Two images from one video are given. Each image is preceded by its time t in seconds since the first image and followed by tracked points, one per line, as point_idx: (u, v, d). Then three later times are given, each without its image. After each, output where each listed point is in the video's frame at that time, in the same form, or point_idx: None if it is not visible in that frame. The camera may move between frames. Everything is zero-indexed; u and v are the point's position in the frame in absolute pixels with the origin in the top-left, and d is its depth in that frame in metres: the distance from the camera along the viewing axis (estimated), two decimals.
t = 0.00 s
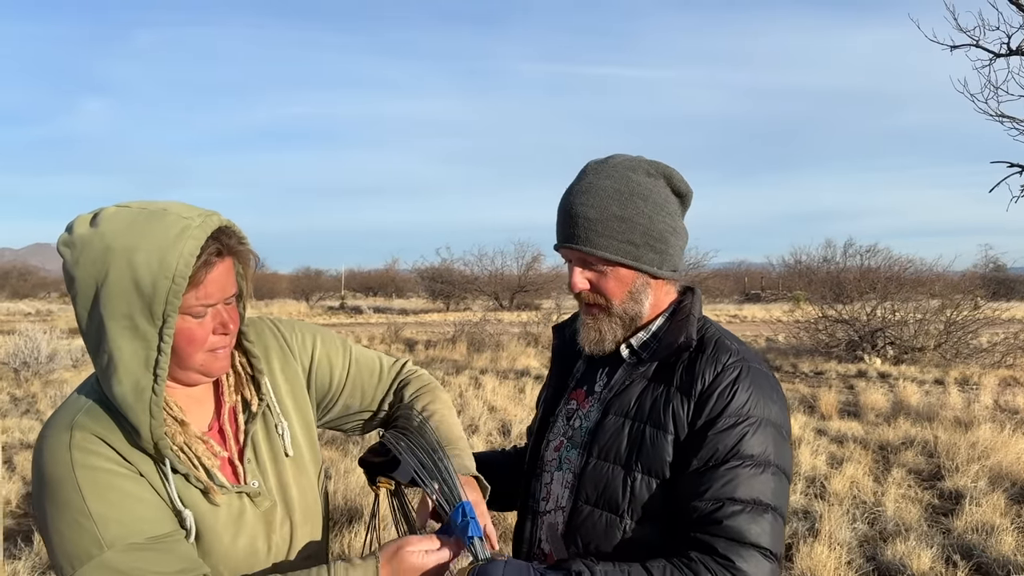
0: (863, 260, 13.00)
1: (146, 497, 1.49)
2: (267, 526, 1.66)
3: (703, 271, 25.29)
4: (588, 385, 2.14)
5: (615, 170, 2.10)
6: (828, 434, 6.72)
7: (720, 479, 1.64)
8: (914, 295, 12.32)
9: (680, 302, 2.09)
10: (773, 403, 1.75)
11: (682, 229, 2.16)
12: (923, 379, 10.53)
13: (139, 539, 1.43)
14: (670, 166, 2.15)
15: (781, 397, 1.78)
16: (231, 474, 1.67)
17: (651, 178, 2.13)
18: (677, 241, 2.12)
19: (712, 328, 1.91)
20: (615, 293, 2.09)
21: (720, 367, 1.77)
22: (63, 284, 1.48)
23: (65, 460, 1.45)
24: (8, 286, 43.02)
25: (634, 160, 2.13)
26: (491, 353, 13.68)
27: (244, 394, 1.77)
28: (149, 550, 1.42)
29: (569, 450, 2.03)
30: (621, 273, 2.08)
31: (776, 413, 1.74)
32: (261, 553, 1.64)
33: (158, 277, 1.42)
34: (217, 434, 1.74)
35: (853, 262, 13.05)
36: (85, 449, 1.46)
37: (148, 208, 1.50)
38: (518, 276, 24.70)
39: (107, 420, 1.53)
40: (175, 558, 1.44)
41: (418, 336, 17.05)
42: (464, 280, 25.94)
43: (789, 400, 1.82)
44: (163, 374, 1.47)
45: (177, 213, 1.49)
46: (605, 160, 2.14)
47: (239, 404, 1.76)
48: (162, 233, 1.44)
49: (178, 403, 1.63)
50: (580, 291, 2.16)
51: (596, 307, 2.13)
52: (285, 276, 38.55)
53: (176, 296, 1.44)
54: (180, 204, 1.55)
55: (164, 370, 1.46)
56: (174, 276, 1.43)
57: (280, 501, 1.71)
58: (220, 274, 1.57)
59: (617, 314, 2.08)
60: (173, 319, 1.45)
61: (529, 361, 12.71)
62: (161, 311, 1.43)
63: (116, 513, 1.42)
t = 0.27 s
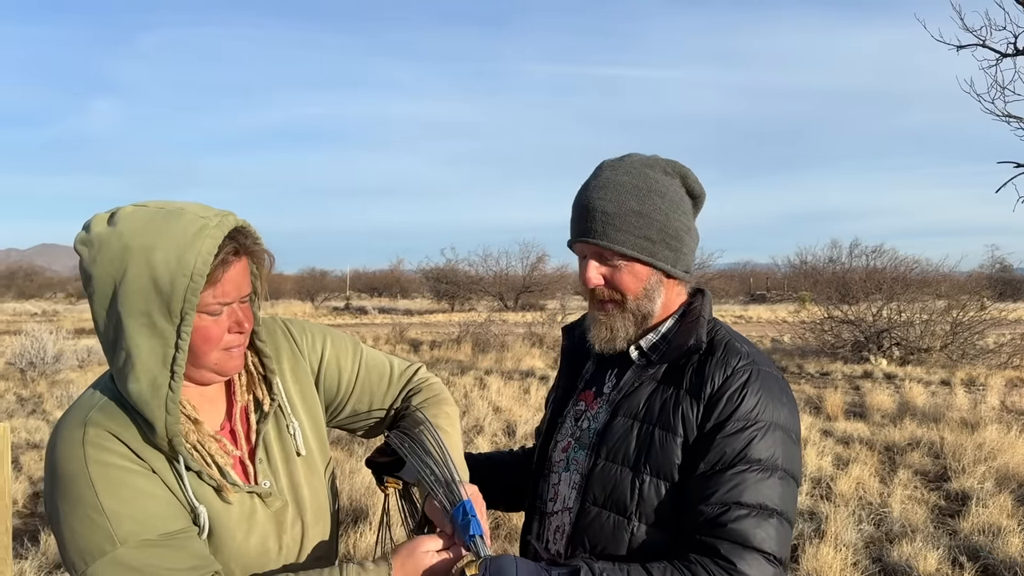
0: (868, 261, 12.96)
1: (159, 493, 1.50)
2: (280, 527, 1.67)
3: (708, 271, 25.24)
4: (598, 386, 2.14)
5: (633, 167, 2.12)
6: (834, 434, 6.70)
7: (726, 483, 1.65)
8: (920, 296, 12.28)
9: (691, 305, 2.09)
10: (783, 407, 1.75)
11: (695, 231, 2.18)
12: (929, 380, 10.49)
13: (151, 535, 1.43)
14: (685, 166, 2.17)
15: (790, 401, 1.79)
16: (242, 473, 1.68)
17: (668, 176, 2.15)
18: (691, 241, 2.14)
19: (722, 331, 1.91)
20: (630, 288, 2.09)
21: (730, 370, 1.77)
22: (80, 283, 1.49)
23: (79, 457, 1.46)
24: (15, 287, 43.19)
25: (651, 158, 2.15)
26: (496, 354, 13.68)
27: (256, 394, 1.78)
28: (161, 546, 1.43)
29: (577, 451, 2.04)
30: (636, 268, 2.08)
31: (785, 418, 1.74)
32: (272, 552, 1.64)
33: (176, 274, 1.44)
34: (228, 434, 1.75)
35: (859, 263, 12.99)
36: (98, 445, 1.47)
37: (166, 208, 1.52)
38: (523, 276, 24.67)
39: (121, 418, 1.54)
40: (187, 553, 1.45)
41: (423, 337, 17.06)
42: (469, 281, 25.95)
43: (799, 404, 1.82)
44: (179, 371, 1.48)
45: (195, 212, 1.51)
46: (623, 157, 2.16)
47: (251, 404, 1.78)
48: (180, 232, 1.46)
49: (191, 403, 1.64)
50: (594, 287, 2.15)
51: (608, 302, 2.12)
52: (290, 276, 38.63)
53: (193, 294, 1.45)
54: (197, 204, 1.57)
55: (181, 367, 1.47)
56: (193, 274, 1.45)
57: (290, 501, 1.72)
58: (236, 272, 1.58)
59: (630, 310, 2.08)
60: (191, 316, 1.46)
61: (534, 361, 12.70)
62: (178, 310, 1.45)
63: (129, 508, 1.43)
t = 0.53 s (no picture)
0: (874, 261, 12.93)
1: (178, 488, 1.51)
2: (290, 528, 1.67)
3: (714, 272, 25.19)
4: (601, 388, 2.14)
5: (654, 158, 2.16)
6: (839, 436, 6.69)
7: (729, 481, 1.65)
8: (926, 296, 12.25)
9: (695, 303, 2.10)
10: (787, 407, 1.75)
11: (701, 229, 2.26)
12: (935, 381, 10.45)
13: (175, 528, 1.45)
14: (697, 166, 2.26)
15: (795, 401, 1.78)
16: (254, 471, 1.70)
17: (684, 173, 2.21)
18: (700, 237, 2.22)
19: (726, 331, 1.91)
20: (653, 275, 2.08)
21: (735, 370, 1.77)
22: (92, 284, 1.50)
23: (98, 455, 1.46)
24: (22, 287, 43.45)
25: (669, 152, 2.22)
26: (501, 354, 13.69)
27: (266, 393, 1.79)
28: (186, 537, 1.44)
29: (583, 454, 2.04)
30: (661, 254, 2.09)
31: (790, 416, 1.74)
32: (284, 552, 1.65)
33: (190, 275, 1.45)
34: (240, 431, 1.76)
35: (865, 264, 12.95)
36: (115, 441, 1.48)
37: (179, 208, 1.53)
38: (528, 277, 24.63)
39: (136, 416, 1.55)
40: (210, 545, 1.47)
41: (428, 337, 17.09)
42: (474, 282, 25.98)
43: (803, 403, 1.82)
44: (191, 372, 1.49)
45: (209, 213, 1.53)
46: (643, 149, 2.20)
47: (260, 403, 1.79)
48: (195, 232, 1.47)
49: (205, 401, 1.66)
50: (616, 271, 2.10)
51: (629, 288, 2.08)
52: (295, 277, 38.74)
53: (208, 294, 1.46)
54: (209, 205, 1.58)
55: (193, 369, 1.48)
56: (207, 275, 1.46)
57: (300, 500, 1.73)
58: (249, 273, 1.60)
59: (649, 299, 2.07)
60: (205, 317, 1.47)
61: (539, 362, 12.70)
62: (193, 310, 1.46)
63: (151, 500, 1.44)
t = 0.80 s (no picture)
0: (881, 262, 12.89)
1: (155, 511, 1.48)
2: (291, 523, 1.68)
3: (719, 274, 25.15)
4: (606, 393, 2.14)
5: (663, 160, 2.18)
6: (846, 437, 6.66)
7: (740, 482, 1.65)
8: (932, 297, 12.22)
9: (698, 304, 2.11)
10: (796, 407, 1.75)
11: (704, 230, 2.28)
12: (942, 382, 10.40)
13: (134, 561, 1.43)
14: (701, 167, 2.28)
15: (802, 401, 1.79)
16: (254, 473, 1.70)
17: (692, 174, 2.23)
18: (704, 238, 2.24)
19: (731, 332, 1.91)
20: (665, 277, 2.09)
21: (743, 371, 1.78)
22: (115, 280, 1.48)
23: (86, 463, 1.46)
24: (29, 288, 43.68)
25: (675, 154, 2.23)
26: (506, 355, 13.69)
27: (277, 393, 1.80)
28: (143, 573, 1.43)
29: (590, 459, 2.04)
30: (672, 255, 2.11)
31: (799, 417, 1.75)
32: (287, 551, 1.66)
33: (224, 271, 1.46)
34: (246, 421, 1.78)
35: (871, 265, 12.91)
36: (109, 452, 1.47)
37: (206, 206, 1.54)
38: (533, 278, 24.60)
39: (138, 421, 1.52)
40: None
41: (433, 338, 17.10)
42: (479, 282, 26.00)
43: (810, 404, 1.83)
44: (225, 366, 1.50)
45: (237, 212, 1.55)
46: (649, 150, 2.20)
47: (270, 402, 1.79)
48: (226, 230, 1.49)
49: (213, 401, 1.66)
50: (627, 273, 2.09)
51: (640, 291, 2.08)
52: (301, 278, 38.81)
53: (240, 291, 1.48)
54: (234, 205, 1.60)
55: (226, 362, 1.50)
56: (240, 271, 1.48)
57: (303, 497, 1.74)
58: (274, 272, 1.63)
59: (660, 302, 2.08)
60: (237, 313, 1.49)
61: (544, 363, 12.69)
62: (226, 305, 1.47)
63: (119, 530, 1.43)
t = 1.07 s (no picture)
0: (887, 263, 12.85)
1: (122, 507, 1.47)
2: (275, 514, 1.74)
3: (725, 274, 25.09)
4: (614, 396, 2.14)
5: (659, 168, 2.13)
6: (852, 438, 6.64)
7: (749, 490, 1.67)
8: (939, 299, 12.17)
9: (708, 309, 2.10)
10: (807, 415, 1.77)
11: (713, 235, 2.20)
12: (949, 383, 10.36)
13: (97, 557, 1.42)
14: (706, 171, 2.20)
15: (811, 408, 1.80)
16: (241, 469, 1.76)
17: (692, 179, 2.18)
18: (710, 244, 2.17)
19: (742, 337, 1.91)
20: (655, 290, 2.08)
21: (754, 377, 1.78)
22: (117, 273, 1.48)
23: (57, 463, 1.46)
24: (35, 289, 43.83)
25: (674, 160, 2.18)
26: (511, 356, 13.68)
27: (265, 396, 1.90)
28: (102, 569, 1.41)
29: (597, 462, 2.04)
30: (662, 268, 2.08)
31: (809, 424, 1.76)
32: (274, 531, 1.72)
33: (234, 274, 1.49)
34: (232, 419, 1.83)
35: (878, 266, 12.87)
36: (81, 449, 1.47)
37: (217, 208, 1.57)
38: (538, 279, 24.56)
39: (114, 419, 1.52)
40: None
41: (438, 339, 17.09)
42: (484, 283, 26.00)
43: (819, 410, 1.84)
44: (220, 366, 1.52)
45: (249, 217, 1.58)
46: (647, 158, 2.17)
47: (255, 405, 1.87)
48: (238, 234, 1.52)
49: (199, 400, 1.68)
50: (616, 287, 2.11)
51: (631, 304, 2.10)
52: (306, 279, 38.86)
53: (248, 295, 1.51)
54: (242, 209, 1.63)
55: (223, 363, 1.51)
56: (248, 276, 1.51)
57: (286, 493, 1.81)
58: (275, 281, 1.68)
59: (652, 314, 2.07)
60: (243, 316, 1.51)
61: (549, 364, 12.68)
62: (233, 307, 1.50)
63: (82, 525, 1.42)
